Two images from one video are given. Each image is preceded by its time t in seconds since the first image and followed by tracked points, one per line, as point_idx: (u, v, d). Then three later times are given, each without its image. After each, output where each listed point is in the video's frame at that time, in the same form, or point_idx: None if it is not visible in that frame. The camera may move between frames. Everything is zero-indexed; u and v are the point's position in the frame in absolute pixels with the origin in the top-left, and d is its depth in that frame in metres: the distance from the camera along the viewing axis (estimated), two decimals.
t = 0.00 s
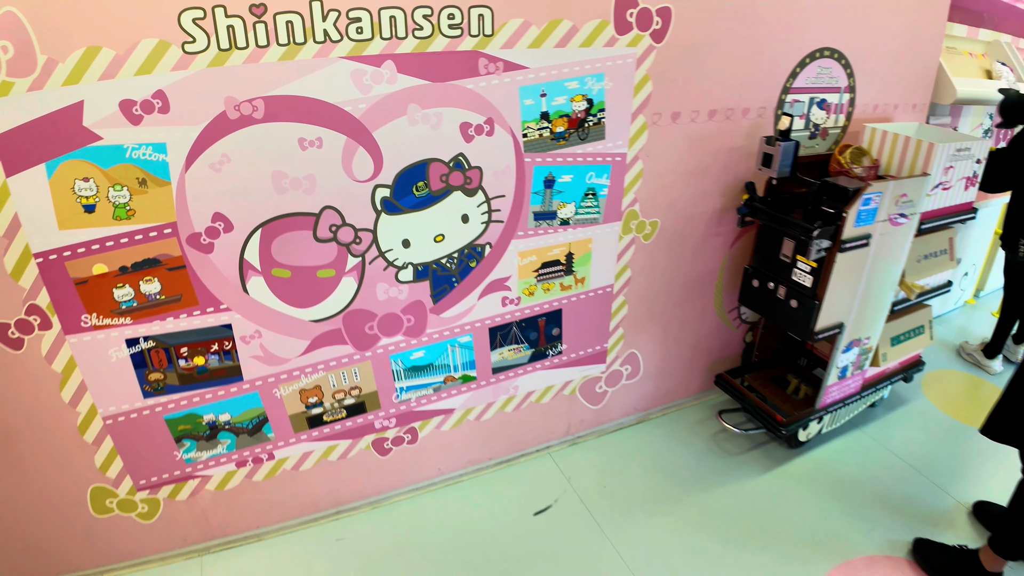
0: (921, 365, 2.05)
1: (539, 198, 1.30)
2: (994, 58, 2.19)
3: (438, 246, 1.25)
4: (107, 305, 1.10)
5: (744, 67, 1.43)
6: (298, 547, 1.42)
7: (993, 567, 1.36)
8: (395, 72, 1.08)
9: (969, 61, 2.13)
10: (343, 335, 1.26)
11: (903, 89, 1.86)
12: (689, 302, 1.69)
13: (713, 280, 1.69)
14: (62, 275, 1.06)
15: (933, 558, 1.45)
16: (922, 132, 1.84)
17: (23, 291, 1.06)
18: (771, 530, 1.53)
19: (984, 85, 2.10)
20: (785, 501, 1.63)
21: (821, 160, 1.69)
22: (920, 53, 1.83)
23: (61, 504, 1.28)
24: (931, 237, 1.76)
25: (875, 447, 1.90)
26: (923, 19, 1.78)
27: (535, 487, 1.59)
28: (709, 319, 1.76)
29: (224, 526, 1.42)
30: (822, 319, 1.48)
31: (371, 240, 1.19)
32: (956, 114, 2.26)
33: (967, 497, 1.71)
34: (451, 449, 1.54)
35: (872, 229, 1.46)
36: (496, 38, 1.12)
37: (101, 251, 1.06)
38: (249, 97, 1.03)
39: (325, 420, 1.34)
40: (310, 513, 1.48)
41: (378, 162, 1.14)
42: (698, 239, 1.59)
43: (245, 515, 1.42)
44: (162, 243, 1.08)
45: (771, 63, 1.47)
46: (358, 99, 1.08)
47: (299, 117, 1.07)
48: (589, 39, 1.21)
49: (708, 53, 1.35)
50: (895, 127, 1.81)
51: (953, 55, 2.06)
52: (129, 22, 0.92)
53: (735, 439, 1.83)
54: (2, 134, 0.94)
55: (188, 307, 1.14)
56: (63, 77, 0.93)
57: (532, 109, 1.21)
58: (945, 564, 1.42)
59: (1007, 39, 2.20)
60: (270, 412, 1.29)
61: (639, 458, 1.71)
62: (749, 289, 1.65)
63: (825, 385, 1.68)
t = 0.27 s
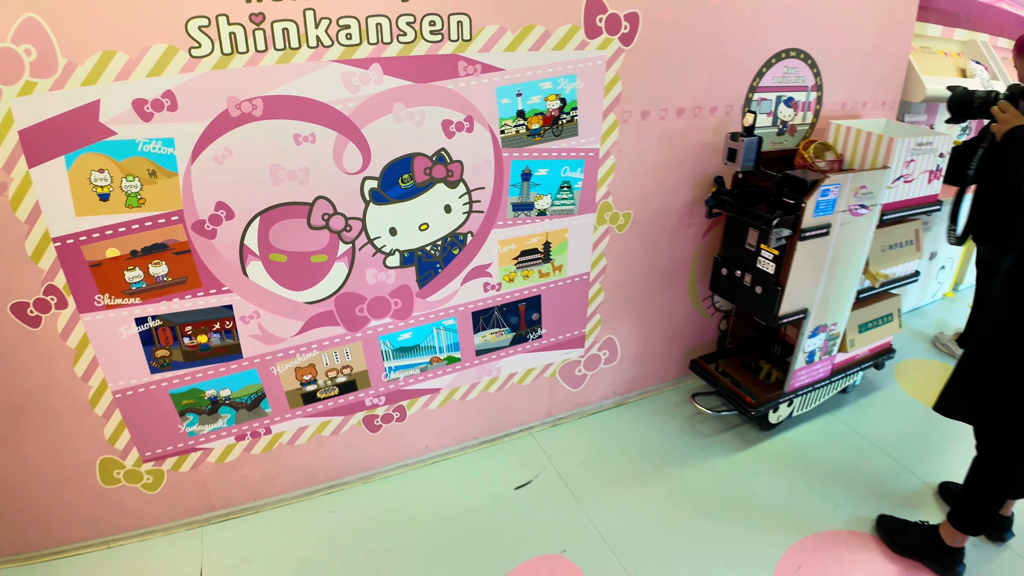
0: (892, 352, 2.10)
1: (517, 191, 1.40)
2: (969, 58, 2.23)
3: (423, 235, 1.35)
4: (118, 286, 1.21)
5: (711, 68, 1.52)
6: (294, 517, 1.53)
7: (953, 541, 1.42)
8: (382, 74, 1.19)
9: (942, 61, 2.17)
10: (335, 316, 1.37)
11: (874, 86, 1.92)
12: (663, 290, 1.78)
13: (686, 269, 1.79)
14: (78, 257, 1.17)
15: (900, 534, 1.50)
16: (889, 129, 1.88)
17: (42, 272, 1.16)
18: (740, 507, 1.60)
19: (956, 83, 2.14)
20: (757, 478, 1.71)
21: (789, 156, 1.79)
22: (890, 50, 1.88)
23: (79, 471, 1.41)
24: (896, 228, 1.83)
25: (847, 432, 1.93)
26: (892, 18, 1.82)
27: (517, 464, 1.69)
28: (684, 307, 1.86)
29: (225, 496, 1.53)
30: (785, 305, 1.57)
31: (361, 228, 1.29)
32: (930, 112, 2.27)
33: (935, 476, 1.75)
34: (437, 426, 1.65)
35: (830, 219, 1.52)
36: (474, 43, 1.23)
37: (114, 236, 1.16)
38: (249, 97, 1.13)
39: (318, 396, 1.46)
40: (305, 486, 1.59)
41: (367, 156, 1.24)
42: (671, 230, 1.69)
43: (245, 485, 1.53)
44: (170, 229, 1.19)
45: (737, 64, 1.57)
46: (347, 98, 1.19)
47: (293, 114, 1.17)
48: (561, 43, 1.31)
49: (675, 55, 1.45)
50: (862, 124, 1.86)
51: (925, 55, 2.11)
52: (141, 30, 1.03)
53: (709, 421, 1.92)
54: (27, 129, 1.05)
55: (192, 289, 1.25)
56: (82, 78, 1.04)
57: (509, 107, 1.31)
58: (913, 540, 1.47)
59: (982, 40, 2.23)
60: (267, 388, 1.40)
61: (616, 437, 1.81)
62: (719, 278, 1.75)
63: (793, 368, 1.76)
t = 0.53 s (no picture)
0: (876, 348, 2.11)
1: (507, 193, 1.47)
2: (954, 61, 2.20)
3: (418, 235, 1.43)
4: (131, 282, 1.29)
5: (692, 75, 1.59)
6: (296, 503, 1.61)
7: (928, 530, 1.41)
8: (379, 84, 1.27)
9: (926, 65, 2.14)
10: (335, 311, 1.45)
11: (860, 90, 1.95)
12: (650, 288, 1.86)
13: (672, 268, 1.87)
14: (94, 255, 1.25)
15: (876, 523, 1.49)
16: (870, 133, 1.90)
17: (60, 269, 1.25)
18: (726, 496, 1.62)
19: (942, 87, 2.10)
20: (744, 467, 1.73)
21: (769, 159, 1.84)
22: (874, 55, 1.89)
23: (92, 458, 1.49)
24: (875, 228, 1.89)
25: (829, 427, 1.91)
26: (875, 22, 1.84)
27: (509, 454, 1.75)
28: (671, 304, 1.93)
29: (230, 483, 1.61)
30: (764, 302, 1.64)
31: (359, 228, 1.37)
32: (916, 114, 2.27)
33: (915, 468, 1.74)
34: (432, 417, 1.73)
35: (808, 220, 1.59)
36: (465, 54, 1.31)
37: (127, 235, 1.25)
38: (254, 106, 1.22)
39: (320, 387, 1.53)
40: (307, 474, 1.67)
41: (365, 161, 1.32)
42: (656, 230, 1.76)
43: (249, 472, 1.61)
44: (180, 229, 1.27)
45: (720, 70, 1.63)
46: (346, 106, 1.27)
47: (296, 122, 1.25)
48: (548, 54, 1.39)
49: (657, 63, 1.53)
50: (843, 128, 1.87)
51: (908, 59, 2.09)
52: (155, 45, 1.12)
53: (696, 414, 1.97)
54: (47, 136, 1.13)
55: (201, 285, 1.33)
56: (99, 88, 1.12)
57: (499, 115, 1.39)
58: (889, 528, 1.47)
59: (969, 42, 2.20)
60: (271, 379, 1.48)
61: (605, 429, 1.87)
62: (703, 276, 1.83)
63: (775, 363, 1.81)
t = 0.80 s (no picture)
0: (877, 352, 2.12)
1: (510, 196, 1.50)
2: (958, 66, 2.20)
3: (422, 237, 1.46)
4: (144, 281, 1.33)
5: (694, 81, 1.62)
6: (302, 498, 1.65)
7: (923, 533, 1.42)
8: (385, 91, 1.30)
9: (931, 69, 2.14)
10: (342, 311, 1.48)
11: (861, 95, 1.95)
12: (651, 290, 1.88)
13: (674, 270, 1.89)
14: (108, 254, 1.29)
15: (871, 524, 1.51)
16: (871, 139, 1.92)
17: (75, 267, 1.29)
18: (723, 496, 1.64)
19: (946, 92, 2.09)
20: (742, 468, 1.75)
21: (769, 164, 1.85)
22: (873, 61, 1.90)
23: (105, 451, 1.53)
24: (873, 233, 1.91)
25: (829, 429, 1.93)
26: (875, 28, 1.85)
27: (511, 452, 1.78)
28: (672, 306, 1.96)
29: (239, 476, 1.65)
30: (764, 305, 1.66)
31: (366, 229, 1.41)
32: (920, 120, 2.27)
33: (913, 472, 1.75)
34: (436, 415, 1.76)
35: (807, 224, 1.61)
36: (470, 61, 1.34)
37: (141, 235, 1.29)
38: (265, 111, 1.25)
39: (326, 384, 1.57)
40: (313, 470, 1.71)
41: (372, 164, 1.35)
42: (658, 233, 1.79)
43: (257, 467, 1.65)
44: (192, 229, 1.31)
45: (721, 77, 1.66)
46: (353, 112, 1.30)
47: (305, 127, 1.29)
48: (550, 60, 1.42)
49: (659, 70, 1.56)
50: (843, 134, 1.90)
51: (912, 64, 2.10)
52: (170, 53, 1.16)
53: (696, 415, 1.98)
54: (64, 139, 1.17)
55: (212, 284, 1.37)
56: (114, 93, 1.16)
57: (502, 120, 1.42)
58: (884, 529, 1.48)
59: (973, 48, 2.20)
60: (279, 376, 1.52)
61: (606, 428, 1.90)
62: (704, 279, 1.85)
63: (774, 365, 1.83)
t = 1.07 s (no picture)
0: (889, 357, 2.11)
1: (523, 196, 1.51)
2: (974, 71, 2.19)
3: (435, 236, 1.47)
4: (162, 275, 1.35)
5: (707, 83, 1.62)
6: (313, 492, 1.66)
7: (933, 538, 1.41)
8: (400, 91, 1.32)
9: (947, 73, 2.12)
10: (355, 308, 1.50)
11: (877, 98, 1.94)
12: (662, 292, 1.88)
13: (685, 272, 1.89)
14: (126, 249, 1.32)
15: (880, 529, 1.51)
16: (885, 143, 1.91)
17: (94, 261, 1.32)
18: (732, 499, 1.64)
19: (962, 96, 2.08)
20: (751, 470, 1.75)
21: (782, 166, 1.84)
22: (887, 64, 1.90)
23: (121, 442, 1.56)
24: (887, 236, 1.90)
25: (840, 433, 1.93)
26: (890, 32, 1.84)
27: (520, 451, 1.79)
28: (683, 307, 1.96)
29: (251, 470, 1.67)
30: (775, 307, 1.66)
31: (380, 228, 1.42)
32: (935, 124, 2.25)
33: (924, 477, 1.74)
34: (446, 413, 1.77)
35: (819, 227, 1.60)
36: (484, 63, 1.35)
37: (159, 231, 1.31)
38: (282, 110, 1.27)
39: (339, 380, 1.59)
40: (325, 465, 1.73)
41: (386, 163, 1.37)
42: (669, 235, 1.79)
43: (269, 461, 1.67)
44: (209, 225, 1.33)
45: (734, 79, 1.66)
46: (369, 111, 1.32)
47: (321, 126, 1.30)
48: (564, 62, 1.43)
49: (672, 72, 1.56)
50: (857, 138, 1.88)
51: (928, 67, 2.08)
52: (191, 52, 1.18)
53: (706, 417, 1.98)
54: (85, 135, 1.20)
55: (228, 280, 1.38)
56: (134, 91, 1.18)
57: (516, 121, 1.43)
58: (893, 534, 1.48)
59: (989, 52, 2.19)
60: (292, 371, 1.54)
61: (615, 428, 1.90)
62: (716, 281, 1.85)
63: (785, 368, 1.82)
